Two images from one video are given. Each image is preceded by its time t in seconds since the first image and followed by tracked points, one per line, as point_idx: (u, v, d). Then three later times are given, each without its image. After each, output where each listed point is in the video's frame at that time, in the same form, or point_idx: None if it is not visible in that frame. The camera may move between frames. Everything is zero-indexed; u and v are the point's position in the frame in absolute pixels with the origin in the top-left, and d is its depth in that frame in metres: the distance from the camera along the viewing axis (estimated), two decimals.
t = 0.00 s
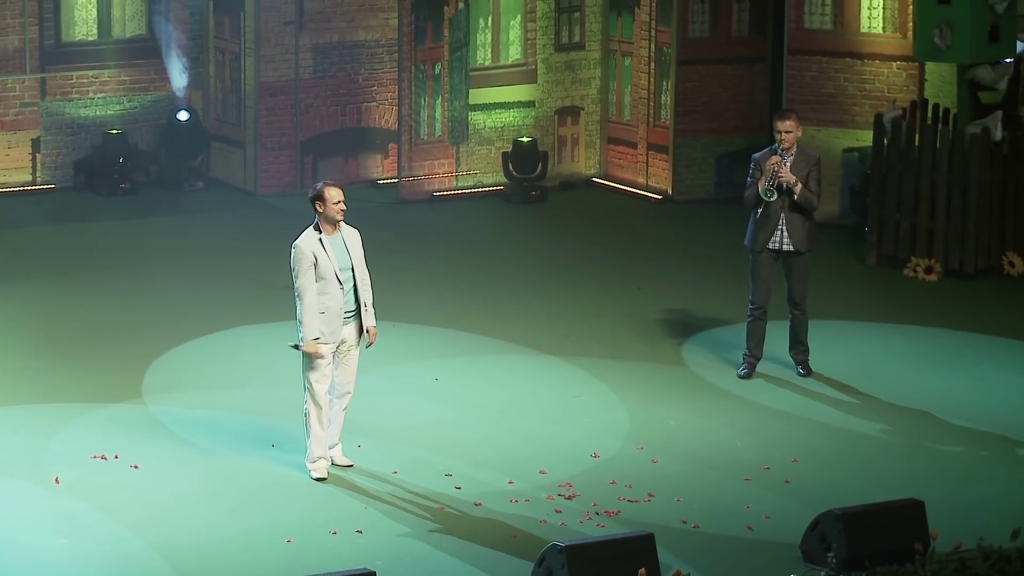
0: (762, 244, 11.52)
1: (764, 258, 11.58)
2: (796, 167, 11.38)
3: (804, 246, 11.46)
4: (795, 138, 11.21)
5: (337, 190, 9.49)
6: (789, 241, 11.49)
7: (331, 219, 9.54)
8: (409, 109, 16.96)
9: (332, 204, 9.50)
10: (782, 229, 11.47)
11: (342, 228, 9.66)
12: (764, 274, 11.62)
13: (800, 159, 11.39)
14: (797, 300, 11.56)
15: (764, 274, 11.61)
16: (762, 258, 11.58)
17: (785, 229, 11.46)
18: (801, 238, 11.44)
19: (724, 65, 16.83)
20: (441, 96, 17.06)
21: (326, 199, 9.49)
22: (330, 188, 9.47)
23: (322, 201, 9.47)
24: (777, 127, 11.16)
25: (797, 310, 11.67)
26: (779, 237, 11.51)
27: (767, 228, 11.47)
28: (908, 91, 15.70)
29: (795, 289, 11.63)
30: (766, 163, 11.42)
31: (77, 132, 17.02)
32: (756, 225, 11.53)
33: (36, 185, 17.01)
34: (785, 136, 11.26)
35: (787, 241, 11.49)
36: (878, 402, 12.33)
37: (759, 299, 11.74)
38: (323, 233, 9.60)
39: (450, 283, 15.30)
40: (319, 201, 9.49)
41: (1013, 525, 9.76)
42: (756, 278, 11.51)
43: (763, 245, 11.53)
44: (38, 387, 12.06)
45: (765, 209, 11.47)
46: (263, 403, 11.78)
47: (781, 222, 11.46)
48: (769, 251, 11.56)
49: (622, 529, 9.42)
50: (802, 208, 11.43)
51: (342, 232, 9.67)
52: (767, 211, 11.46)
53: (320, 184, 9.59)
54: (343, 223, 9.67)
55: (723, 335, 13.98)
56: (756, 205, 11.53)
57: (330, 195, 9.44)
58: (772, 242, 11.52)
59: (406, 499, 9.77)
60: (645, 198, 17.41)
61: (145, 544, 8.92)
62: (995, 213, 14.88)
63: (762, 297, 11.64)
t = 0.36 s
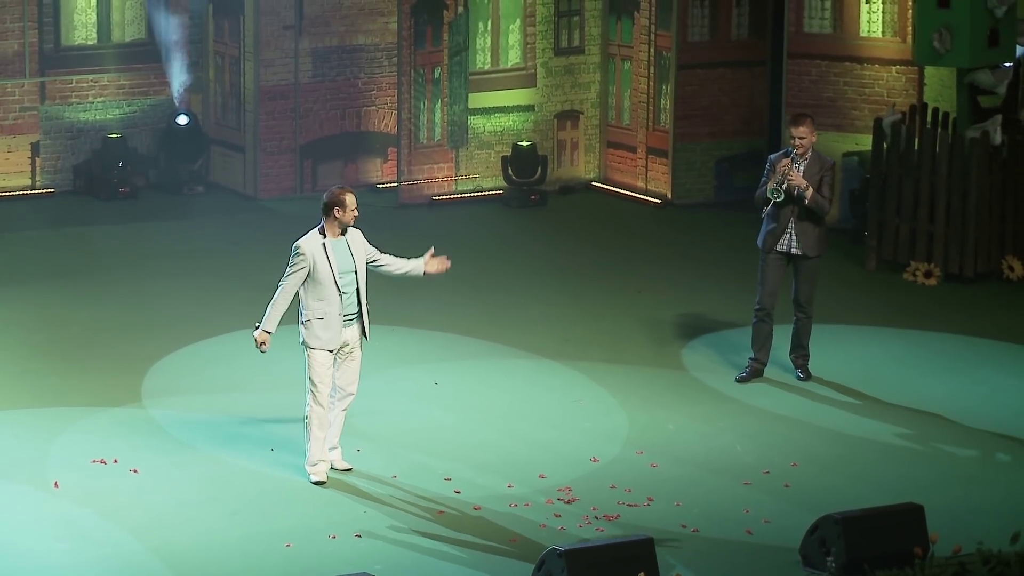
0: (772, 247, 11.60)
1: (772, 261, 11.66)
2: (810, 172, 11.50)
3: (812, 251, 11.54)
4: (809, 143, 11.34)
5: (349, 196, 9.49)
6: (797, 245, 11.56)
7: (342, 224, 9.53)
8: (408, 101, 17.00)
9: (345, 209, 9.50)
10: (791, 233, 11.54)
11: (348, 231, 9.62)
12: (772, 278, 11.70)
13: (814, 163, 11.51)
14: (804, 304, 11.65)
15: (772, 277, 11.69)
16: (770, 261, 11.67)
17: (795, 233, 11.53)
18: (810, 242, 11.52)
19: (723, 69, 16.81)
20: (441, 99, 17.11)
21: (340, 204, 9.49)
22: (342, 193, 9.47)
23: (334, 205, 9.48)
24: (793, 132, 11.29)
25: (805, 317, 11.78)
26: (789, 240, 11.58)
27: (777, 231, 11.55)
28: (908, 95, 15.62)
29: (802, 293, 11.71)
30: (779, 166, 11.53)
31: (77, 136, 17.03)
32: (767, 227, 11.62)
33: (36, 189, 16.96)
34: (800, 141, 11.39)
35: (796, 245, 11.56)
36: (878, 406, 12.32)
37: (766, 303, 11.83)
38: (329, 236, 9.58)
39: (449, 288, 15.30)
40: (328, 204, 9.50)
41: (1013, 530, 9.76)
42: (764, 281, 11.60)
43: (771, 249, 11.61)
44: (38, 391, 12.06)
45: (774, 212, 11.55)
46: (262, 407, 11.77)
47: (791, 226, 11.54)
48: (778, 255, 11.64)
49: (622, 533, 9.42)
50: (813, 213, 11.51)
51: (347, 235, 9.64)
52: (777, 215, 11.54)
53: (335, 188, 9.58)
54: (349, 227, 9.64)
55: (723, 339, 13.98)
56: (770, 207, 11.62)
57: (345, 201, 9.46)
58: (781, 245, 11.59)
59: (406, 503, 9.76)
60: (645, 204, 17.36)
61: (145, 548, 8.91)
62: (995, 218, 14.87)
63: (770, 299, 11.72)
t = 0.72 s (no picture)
0: (775, 248, 11.63)
1: (774, 262, 11.69)
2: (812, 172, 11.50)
3: (814, 252, 11.56)
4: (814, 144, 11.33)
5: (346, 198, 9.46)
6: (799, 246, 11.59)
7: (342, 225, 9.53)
8: (408, 105, 16.92)
9: (345, 212, 9.48)
10: (793, 234, 11.58)
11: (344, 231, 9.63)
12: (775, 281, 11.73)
13: (817, 163, 11.51)
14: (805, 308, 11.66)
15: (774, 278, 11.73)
16: (773, 262, 11.70)
17: (797, 233, 11.58)
18: (812, 243, 11.55)
19: (724, 73, 16.81)
20: (441, 103, 17.05)
21: (340, 207, 9.47)
22: (343, 196, 9.46)
23: (334, 209, 9.46)
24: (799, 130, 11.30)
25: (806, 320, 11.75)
26: (791, 241, 11.61)
27: (780, 231, 11.60)
28: (907, 99, 15.57)
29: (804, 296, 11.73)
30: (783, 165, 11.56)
31: (77, 140, 16.99)
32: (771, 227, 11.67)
33: (36, 193, 16.97)
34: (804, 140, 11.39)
35: (798, 246, 11.60)
36: (878, 410, 12.32)
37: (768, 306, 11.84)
38: (328, 238, 9.59)
39: (450, 292, 15.30)
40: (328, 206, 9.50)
41: (1014, 534, 9.75)
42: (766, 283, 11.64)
43: (775, 250, 11.65)
44: (38, 395, 12.05)
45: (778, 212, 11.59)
46: (263, 411, 11.77)
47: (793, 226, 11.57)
48: (781, 256, 11.67)
49: (622, 537, 9.41)
50: (816, 212, 11.53)
51: (345, 236, 9.66)
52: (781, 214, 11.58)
53: (335, 190, 9.58)
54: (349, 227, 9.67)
55: (723, 342, 13.98)
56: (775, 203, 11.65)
57: (343, 203, 9.44)
58: (784, 246, 11.63)
59: (406, 505, 9.77)
60: (645, 207, 17.35)
61: (145, 552, 8.91)
62: (994, 222, 14.90)
63: (771, 299, 11.76)
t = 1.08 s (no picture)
0: (769, 249, 11.65)
1: (768, 264, 11.70)
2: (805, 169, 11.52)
3: (808, 253, 11.56)
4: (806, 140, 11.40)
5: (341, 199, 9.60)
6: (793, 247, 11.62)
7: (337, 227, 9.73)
8: (407, 109, 16.84)
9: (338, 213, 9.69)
10: (787, 235, 11.60)
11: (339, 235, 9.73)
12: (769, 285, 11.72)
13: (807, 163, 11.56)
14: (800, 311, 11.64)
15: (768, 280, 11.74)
16: (767, 264, 11.71)
17: (791, 234, 11.59)
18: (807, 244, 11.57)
19: (723, 76, 16.77)
20: (440, 106, 16.99)
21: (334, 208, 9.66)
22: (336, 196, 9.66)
23: (330, 209, 9.64)
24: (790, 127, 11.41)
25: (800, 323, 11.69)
26: (785, 242, 11.63)
27: (773, 233, 11.62)
28: (907, 102, 15.56)
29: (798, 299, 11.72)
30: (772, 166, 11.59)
31: (76, 143, 16.90)
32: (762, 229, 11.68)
33: (35, 197, 16.88)
34: (794, 139, 11.51)
35: (792, 247, 11.62)
36: (878, 413, 12.32)
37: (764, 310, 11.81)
38: (324, 240, 9.73)
39: (449, 295, 15.30)
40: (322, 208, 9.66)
41: (1014, 538, 9.75)
42: (762, 287, 11.64)
43: (768, 251, 11.67)
44: (37, 398, 12.04)
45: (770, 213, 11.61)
46: (262, 415, 11.76)
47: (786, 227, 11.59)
48: (775, 258, 11.69)
49: (622, 540, 9.40)
50: (809, 211, 11.54)
51: (337, 240, 9.79)
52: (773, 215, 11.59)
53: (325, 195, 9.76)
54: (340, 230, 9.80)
55: (722, 346, 13.97)
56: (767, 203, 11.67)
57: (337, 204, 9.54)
58: (778, 248, 11.65)
59: (404, 510, 9.76)
60: (645, 210, 17.36)
61: (146, 556, 8.89)
62: (994, 225, 14.92)
63: (766, 303, 11.75)
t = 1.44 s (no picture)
0: (765, 258, 10.71)
1: (765, 273, 10.74)
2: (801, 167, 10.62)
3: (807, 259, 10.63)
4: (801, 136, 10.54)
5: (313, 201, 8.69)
6: (790, 254, 10.68)
7: (308, 232, 8.73)
8: (396, 107, 16.03)
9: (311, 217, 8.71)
10: (784, 240, 10.66)
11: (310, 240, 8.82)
12: (769, 296, 10.76)
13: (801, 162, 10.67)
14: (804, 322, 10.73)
15: (767, 291, 10.77)
16: (764, 273, 10.75)
17: (788, 239, 10.65)
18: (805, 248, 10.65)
19: (730, 72, 15.89)
20: (430, 104, 16.10)
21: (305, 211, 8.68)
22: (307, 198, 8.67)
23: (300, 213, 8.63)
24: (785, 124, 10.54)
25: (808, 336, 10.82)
26: (783, 249, 10.68)
27: (768, 240, 10.67)
28: (926, 100, 14.68)
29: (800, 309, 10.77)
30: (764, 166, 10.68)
31: (42, 143, 15.89)
32: (755, 236, 10.73)
33: None
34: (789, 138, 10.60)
35: (789, 254, 10.68)
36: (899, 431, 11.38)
37: (767, 324, 10.85)
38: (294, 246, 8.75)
39: (438, 305, 14.38)
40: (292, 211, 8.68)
41: None
42: (762, 300, 10.70)
43: (765, 258, 10.69)
44: None
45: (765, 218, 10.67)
46: (238, 431, 10.81)
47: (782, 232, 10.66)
48: (773, 266, 10.73)
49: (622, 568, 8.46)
50: (806, 212, 10.62)
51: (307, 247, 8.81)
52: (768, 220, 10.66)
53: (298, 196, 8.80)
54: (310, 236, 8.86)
55: (729, 358, 13.06)
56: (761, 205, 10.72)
57: (308, 207, 8.63)
58: (775, 255, 10.69)
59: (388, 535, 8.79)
60: (646, 215, 16.46)
61: None
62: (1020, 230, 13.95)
63: (768, 315, 10.79)
